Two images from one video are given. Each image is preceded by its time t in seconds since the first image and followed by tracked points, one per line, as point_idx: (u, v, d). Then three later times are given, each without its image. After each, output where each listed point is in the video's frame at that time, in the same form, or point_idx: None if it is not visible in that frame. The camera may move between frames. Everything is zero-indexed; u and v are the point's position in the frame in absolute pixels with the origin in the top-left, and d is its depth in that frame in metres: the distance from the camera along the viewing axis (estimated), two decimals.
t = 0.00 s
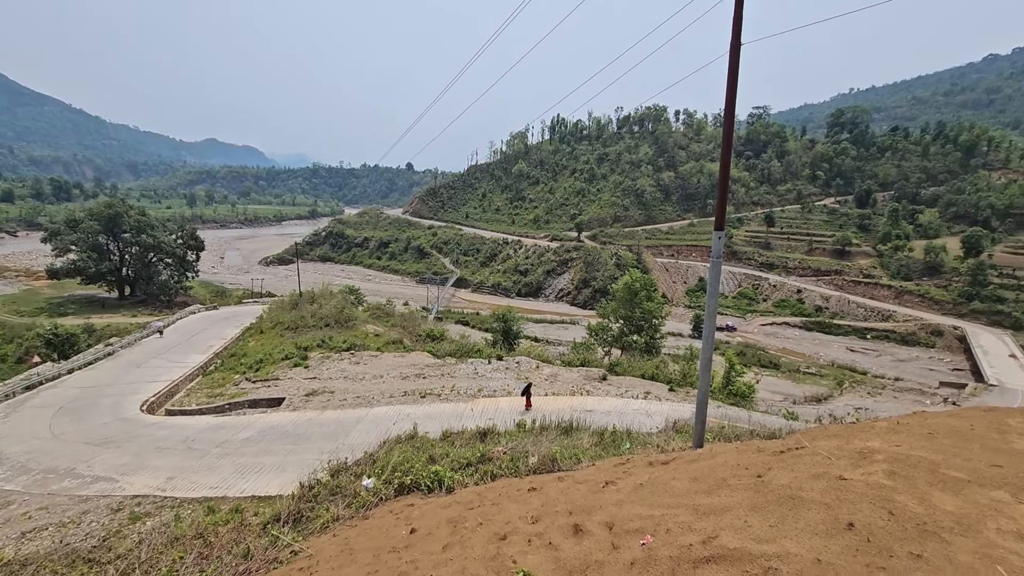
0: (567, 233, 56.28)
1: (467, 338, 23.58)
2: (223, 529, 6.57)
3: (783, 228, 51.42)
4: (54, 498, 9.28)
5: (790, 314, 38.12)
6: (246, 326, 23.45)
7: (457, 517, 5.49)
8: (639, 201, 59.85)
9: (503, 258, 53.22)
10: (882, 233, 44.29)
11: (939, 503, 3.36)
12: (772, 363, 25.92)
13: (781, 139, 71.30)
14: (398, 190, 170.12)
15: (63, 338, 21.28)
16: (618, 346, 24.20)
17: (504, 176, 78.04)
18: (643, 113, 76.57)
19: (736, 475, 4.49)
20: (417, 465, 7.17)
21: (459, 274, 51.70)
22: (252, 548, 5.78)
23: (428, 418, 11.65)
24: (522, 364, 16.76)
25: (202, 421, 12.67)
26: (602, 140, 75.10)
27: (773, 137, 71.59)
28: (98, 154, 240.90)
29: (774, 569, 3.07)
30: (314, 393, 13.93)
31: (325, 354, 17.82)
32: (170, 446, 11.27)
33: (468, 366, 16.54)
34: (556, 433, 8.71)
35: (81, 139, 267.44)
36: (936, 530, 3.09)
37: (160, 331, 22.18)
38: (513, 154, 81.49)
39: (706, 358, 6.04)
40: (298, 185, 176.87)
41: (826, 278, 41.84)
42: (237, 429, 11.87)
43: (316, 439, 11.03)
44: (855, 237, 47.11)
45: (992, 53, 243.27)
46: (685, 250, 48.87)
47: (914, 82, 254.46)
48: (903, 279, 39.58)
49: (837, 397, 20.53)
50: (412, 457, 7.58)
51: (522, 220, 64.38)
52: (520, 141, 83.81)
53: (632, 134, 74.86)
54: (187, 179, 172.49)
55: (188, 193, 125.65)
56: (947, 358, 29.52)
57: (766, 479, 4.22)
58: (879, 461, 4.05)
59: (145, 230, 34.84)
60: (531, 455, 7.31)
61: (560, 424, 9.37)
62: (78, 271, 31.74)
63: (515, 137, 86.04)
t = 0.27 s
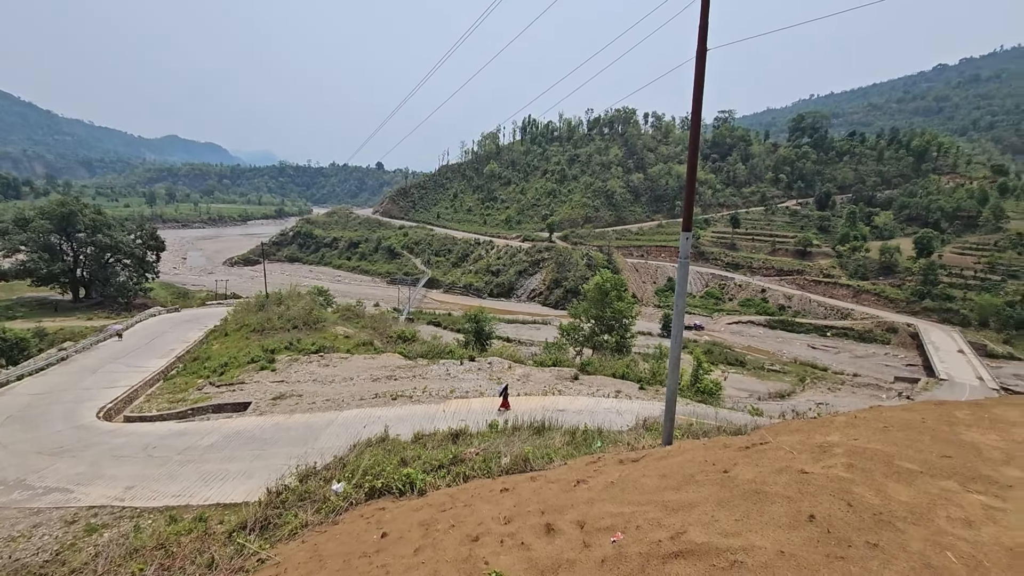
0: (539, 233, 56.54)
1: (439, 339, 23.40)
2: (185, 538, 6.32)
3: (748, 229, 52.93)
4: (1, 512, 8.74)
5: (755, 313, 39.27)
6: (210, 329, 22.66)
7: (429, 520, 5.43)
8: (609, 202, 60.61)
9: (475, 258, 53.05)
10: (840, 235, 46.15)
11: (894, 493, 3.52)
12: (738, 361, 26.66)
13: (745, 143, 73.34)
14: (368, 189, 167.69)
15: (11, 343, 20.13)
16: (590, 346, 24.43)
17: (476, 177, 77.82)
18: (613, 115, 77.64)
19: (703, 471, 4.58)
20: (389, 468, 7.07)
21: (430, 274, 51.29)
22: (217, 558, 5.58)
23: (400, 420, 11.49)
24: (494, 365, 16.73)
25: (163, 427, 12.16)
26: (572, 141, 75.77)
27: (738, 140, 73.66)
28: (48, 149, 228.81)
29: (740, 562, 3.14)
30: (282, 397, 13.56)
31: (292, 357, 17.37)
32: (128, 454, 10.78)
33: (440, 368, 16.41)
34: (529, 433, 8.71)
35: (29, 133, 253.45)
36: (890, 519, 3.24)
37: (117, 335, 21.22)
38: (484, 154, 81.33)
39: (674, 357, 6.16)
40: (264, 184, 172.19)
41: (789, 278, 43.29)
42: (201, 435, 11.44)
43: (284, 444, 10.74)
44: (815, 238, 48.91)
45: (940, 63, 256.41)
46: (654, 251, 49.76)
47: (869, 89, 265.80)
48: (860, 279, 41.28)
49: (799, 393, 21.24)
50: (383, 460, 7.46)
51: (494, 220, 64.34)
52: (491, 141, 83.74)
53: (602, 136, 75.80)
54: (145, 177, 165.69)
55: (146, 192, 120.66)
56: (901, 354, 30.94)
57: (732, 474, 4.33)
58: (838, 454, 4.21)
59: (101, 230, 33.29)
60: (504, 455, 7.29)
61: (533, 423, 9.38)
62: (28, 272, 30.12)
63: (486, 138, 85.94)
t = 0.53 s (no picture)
0: (511, 234, 56.67)
1: (410, 339, 23.17)
2: (144, 550, 6.07)
3: (715, 230, 54.27)
4: None
5: (722, 311, 40.29)
6: (171, 332, 21.84)
7: (401, 522, 5.35)
8: (580, 203, 61.22)
9: (446, 258, 52.77)
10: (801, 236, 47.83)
11: (851, 484, 3.65)
12: (705, 358, 27.32)
13: (712, 145, 75.20)
14: (337, 189, 164.86)
15: None
16: (562, 345, 24.60)
17: (447, 177, 77.40)
18: (583, 117, 78.49)
19: (671, 467, 4.66)
20: (359, 472, 6.95)
21: (401, 275, 50.76)
22: (179, 568, 5.38)
23: (370, 423, 11.31)
24: (466, 365, 16.68)
25: (121, 435, 11.63)
26: (544, 142, 76.25)
27: (704, 143, 75.48)
28: None
29: (705, 555, 3.20)
30: (248, 401, 13.18)
31: (259, 360, 16.90)
32: (83, 463, 10.28)
33: (411, 369, 16.26)
34: (501, 433, 8.69)
35: None
36: (848, 510, 3.35)
37: (71, 339, 20.26)
38: (455, 154, 80.95)
39: (644, 355, 6.25)
40: (228, 182, 167.08)
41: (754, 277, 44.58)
42: (161, 442, 11.01)
43: (249, 449, 10.43)
44: (778, 238, 50.56)
45: (893, 71, 268.61)
46: (624, 251, 50.49)
47: (828, 95, 276.14)
48: (820, 278, 42.86)
49: (763, 389, 21.91)
50: (354, 463, 7.33)
51: (465, 220, 64.14)
52: (462, 141, 83.47)
53: (573, 137, 76.49)
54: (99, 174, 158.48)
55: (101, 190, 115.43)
56: (859, 350, 32.26)
57: (698, 469, 4.42)
58: (798, 448, 4.34)
59: (53, 229, 31.69)
60: (476, 455, 7.25)
61: (505, 423, 9.39)
62: None
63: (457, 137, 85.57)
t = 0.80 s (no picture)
0: (481, 234, 56.63)
1: (380, 340, 22.86)
2: (98, 564, 5.80)
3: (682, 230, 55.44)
4: None
5: (689, 310, 41.20)
6: (127, 336, 20.94)
7: (370, 526, 5.27)
8: (550, 203, 61.61)
9: (416, 259, 52.29)
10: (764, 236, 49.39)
11: (808, 476, 3.77)
12: (673, 356, 27.91)
13: (678, 147, 76.80)
14: (303, 188, 161.37)
15: None
16: (533, 345, 24.69)
17: (416, 176, 76.69)
18: (553, 118, 79.16)
19: (638, 464, 4.73)
20: (327, 476, 6.81)
21: (370, 275, 50.01)
22: None
23: (339, 426, 11.11)
24: (436, 366, 16.56)
25: (73, 444, 11.09)
26: (513, 143, 76.45)
27: (671, 145, 77.04)
28: None
29: (670, 550, 3.26)
30: (210, 406, 12.75)
31: (222, 363, 16.39)
32: (31, 475, 9.76)
33: (380, 371, 16.04)
34: (471, 434, 8.66)
35: None
36: (804, 501, 3.47)
37: (17, 345, 19.18)
38: (424, 153, 80.28)
39: (612, 353, 6.33)
40: (188, 180, 161.29)
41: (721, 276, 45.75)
42: (117, 451, 10.54)
43: (212, 456, 10.10)
44: (742, 239, 52.06)
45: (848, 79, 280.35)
46: (594, 251, 51.06)
47: (788, 100, 285.72)
48: (782, 277, 44.33)
49: (728, 386, 22.53)
50: (321, 468, 7.18)
51: (435, 220, 63.71)
52: (431, 140, 82.78)
53: (542, 138, 76.95)
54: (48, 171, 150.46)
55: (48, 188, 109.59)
56: (819, 346, 33.51)
57: (664, 465, 4.49)
58: (758, 442, 4.45)
59: None
60: (446, 456, 7.20)
61: (475, 424, 9.35)
62: None
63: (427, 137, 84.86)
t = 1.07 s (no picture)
0: (451, 234, 56.43)
1: (348, 342, 22.50)
2: None
3: (650, 230, 56.48)
4: None
5: (657, 309, 42.03)
6: (79, 341, 19.98)
7: (337, 531, 5.17)
8: (520, 203, 61.91)
9: (385, 260, 51.66)
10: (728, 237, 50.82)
11: (767, 468, 3.90)
12: (642, 354, 28.43)
13: (645, 149, 78.19)
14: (267, 187, 157.34)
15: None
16: (504, 345, 24.70)
17: (384, 176, 75.74)
18: (522, 118, 79.50)
19: (606, 461, 4.78)
20: (293, 482, 6.65)
21: (337, 276, 49.14)
22: None
23: (306, 431, 10.88)
24: (406, 368, 16.40)
25: (20, 456, 10.51)
26: (483, 143, 76.42)
27: (638, 147, 78.38)
28: None
29: (636, 544, 3.32)
30: (169, 413, 12.29)
31: (182, 368, 15.83)
32: None
33: (349, 373, 15.79)
34: (441, 435, 8.61)
35: None
36: (764, 492, 3.58)
37: None
38: (392, 153, 79.33)
39: (581, 352, 6.39)
40: (144, 178, 154.97)
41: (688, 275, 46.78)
42: (69, 462, 10.05)
43: (171, 464, 9.74)
44: (707, 239, 53.45)
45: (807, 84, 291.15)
46: (563, 251, 51.48)
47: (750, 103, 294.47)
48: (745, 276, 45.67)
49: (694, 382, 23.09)
50: (287, 473, 7.01)
51: (404, 220, 63.10)
52: (400, 140, 81.88)
53: (512, 139, 77.25)
54: None
55: None
56: (780, 343, 34.69)
57: (630, 461, 4.56)
58: (721, 436, 4.56)
59: None
60: (416, 458, 7.13)
61: (445, 425, 9.29)
62: None
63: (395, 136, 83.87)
